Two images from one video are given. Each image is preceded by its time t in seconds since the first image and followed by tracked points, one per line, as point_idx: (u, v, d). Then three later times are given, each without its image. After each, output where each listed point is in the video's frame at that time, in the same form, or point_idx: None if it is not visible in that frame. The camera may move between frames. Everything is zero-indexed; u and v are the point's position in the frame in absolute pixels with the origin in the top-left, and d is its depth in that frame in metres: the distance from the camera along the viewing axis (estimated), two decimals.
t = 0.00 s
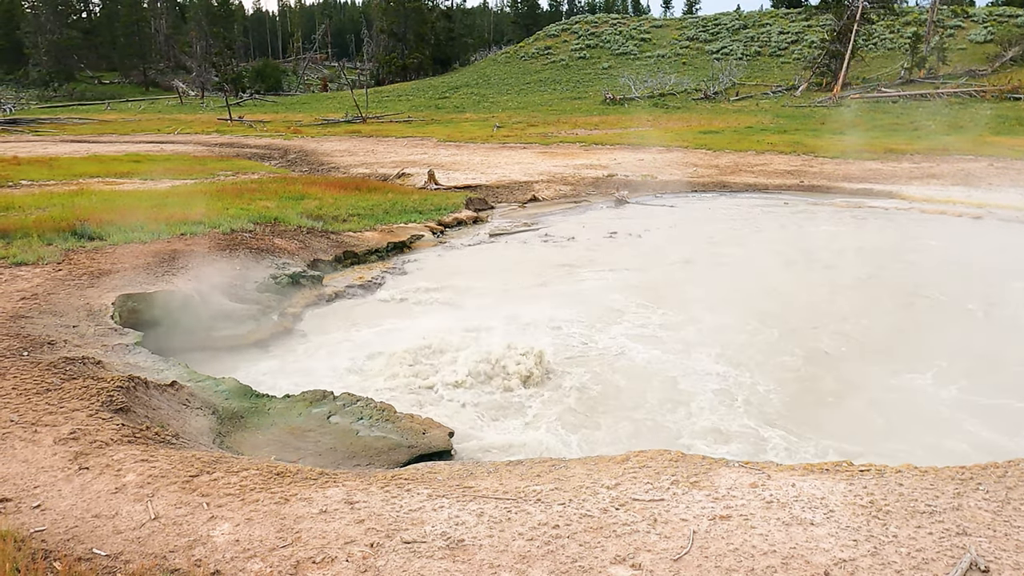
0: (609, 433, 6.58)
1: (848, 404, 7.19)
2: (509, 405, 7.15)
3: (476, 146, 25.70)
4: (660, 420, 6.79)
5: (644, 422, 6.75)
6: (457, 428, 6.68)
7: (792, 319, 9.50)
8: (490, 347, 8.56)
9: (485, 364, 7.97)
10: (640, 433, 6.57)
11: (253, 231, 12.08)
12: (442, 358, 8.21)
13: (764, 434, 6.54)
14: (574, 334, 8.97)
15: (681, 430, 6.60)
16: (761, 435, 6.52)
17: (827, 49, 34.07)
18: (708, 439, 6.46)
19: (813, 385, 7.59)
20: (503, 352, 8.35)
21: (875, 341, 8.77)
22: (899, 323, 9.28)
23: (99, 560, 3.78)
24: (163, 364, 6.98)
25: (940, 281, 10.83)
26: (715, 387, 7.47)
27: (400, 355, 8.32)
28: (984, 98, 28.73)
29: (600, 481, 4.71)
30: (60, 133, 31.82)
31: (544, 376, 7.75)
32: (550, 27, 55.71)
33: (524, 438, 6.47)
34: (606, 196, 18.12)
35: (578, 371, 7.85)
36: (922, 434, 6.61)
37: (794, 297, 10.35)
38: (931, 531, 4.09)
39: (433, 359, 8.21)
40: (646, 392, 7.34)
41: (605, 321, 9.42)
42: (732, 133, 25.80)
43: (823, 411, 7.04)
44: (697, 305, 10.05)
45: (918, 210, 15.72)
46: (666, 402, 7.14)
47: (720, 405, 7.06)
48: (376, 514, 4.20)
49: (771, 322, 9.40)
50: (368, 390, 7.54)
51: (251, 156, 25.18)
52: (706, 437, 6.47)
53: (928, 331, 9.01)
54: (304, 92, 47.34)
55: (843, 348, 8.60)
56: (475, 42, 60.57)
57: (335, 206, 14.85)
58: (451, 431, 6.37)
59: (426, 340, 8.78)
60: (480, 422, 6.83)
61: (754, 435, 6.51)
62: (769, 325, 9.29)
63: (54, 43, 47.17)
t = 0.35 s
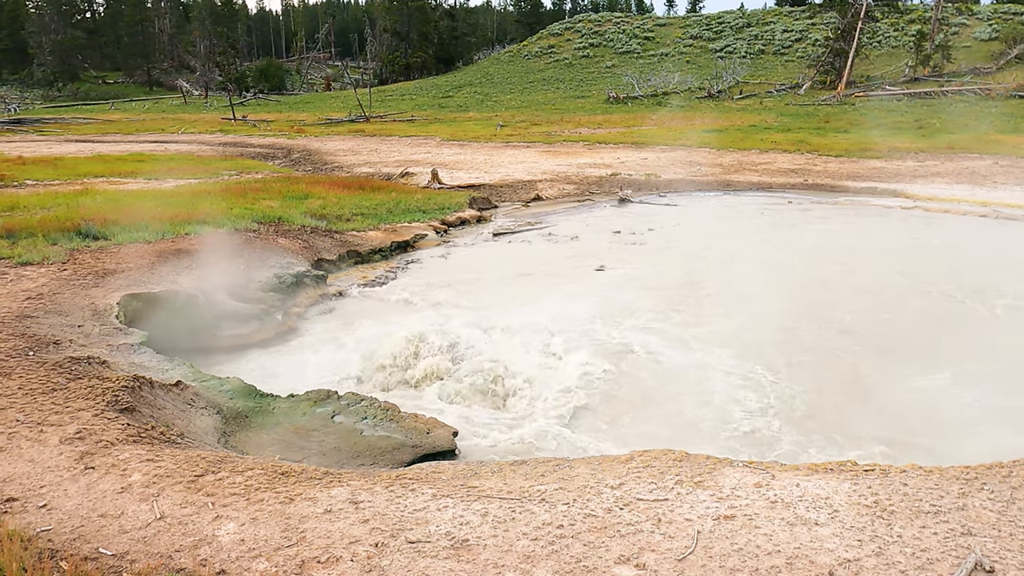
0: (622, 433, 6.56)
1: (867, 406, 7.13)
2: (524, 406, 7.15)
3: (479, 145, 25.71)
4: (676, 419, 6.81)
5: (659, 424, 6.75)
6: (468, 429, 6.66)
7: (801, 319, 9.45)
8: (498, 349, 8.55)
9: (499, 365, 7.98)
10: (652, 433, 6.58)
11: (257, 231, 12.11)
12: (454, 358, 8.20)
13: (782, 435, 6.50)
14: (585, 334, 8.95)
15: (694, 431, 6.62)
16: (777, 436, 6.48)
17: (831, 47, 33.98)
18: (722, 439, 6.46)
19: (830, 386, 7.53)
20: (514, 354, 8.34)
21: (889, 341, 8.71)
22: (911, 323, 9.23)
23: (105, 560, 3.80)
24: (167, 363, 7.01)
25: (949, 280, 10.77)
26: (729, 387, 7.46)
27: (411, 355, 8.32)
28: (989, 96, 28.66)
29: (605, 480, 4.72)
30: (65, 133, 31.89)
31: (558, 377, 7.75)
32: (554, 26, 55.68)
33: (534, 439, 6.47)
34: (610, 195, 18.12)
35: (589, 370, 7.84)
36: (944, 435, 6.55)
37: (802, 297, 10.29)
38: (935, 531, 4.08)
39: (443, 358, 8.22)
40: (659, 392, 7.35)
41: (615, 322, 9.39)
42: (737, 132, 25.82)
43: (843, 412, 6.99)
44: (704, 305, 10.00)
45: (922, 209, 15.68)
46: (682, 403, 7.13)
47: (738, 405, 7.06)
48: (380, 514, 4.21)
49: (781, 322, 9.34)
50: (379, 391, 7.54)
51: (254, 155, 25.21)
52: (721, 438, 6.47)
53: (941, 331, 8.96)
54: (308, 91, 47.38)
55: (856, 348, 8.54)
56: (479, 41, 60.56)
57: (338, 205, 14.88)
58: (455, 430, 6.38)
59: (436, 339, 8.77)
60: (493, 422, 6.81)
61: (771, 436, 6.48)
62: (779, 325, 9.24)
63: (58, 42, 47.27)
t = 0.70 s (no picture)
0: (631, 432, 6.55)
1: (886, 406, 7.08)
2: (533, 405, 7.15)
3: (483, 144, 25.70)
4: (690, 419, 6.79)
5: (673, 423, 6.73)
6: (479, 428, 6.66)
7: (812, 319, 9.41)
8: (507, 348, 8.54)
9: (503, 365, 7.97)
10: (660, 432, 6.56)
11: (261, 229, 12.14)
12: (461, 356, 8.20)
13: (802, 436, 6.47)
14: (593, 333, 8.94)
15: (708, 432, 6.59)
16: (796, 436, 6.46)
17: (836, 46, 33.92)
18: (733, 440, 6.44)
19: (849, 386, 7.49)
20: (522, 353, 8.34)
21: (902, 340, 8.68)
22: (922, 322, 9.19)
23: (111, 558, 3.81)
24: (173, 362, 7.03)
25: (957, 279, 10.73)
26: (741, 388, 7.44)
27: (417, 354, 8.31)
28: (995, 95, 28.57)
29: (609, 480, 4.71)
30: (70, 132, 31.98)
31: (564, 376, 7.74)
32: (558, 25, 55.66)
33: (546, 438, 6.45)
34: (614, 194, 18.11)
35: (598, 370, 7.83)
36: (968, 434, 6.53)
37: (810, 297, 10.25)
38: (942, 531, 4.07)
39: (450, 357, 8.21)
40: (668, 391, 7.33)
41: (622, 321, 9.37)
42: (743, 131, 25.76)
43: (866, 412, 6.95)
44: (713, 304, 9.96)
45: (927, 208, 15.62)
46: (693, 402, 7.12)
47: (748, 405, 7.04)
48: (385, 513, 4.21)
49: (792, 322, 9.30)
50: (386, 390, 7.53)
51: (259, 155, 25.24)
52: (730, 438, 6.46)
53: (953, 330, 8.93)
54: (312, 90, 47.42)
55: (870, 347, 8.51)
56: (483, 40, 60.57)
57: (343, 204, 14.90)
58: (459, 429, 6.38)
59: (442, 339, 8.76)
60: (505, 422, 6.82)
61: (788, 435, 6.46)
62: (790, 325, 9.20)
63: (64, 42, 47.40)
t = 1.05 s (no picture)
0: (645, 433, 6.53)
1: (907, 407, 7.05)
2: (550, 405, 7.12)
3: (488, 144, 25.70)
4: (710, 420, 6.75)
5: (688, 425, 6.70)
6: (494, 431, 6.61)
7: (823, 319, 9.37)
8: (517, 348, 8.52)
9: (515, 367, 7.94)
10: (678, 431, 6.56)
11: (266, 229, 12.15)
12: (473, 360, 8.19)
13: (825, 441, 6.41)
14: (602, 334, 8.91)
15: (729, 433, 6.56)
16: (819, 441, 6.40)
17: (841, 45, 33.81)
18: (749, 441, 6.42)
19: (869, 388, 7.45)
20: (532, 353, 8.32)
21: (917, 341, 8.65)
22: (934, 322, 9.17)
23: (117, 557, 3.82)
24: (178, 361, 7.05)
25: (966, 280, 10.71)
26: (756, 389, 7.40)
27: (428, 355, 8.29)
28: (1001, 94, 28.53)
29: (613, 480, 4.71)
30: (76, 132, 32.07)
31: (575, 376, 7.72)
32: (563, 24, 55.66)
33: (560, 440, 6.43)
34: (618, 194, 18.10)
35: (611, 371, 7.80)
36: (997, 435, 6.50)
37: (821, 297, 10.20)
38: (947, 532, 4.06)
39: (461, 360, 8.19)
40: (682, 391, 7.32)
41: (629, 322, 9.32)
42: (747, 130, 25.75)
43: (890, 414, 6.91)
44: (720, 305, 9.95)
45: (932, 208, 15.58)
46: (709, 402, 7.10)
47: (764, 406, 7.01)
48: (389, 513, 4.21)
49: (802, 323, 9.26)
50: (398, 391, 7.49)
51: (263, 155, 25.28)
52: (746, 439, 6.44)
53: (966, 330, 8.90)
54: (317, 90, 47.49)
55: (885, 348, 8.47)
56: (487, 40, 60.59)
57: (347, 204, 14.91)
58: (463, 429, 6.37)
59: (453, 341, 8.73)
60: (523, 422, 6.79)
61: (809, 441, 6.41)
62: (802, 326, 9.16)
63: (69, 43, 47.55)
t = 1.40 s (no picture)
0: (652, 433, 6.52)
1: (931, 408, 7.01)
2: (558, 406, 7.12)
3: (492, 144, 25.70)
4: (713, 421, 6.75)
5: (702, 426, 6.68)
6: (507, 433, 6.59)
7: (834, 320, 9.33)
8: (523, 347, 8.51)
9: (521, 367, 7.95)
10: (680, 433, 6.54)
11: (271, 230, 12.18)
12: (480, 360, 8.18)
13: (852, 444, 6.36)
14: (608, 334, 8.91)
15: (737, 436, 6.54)
16: (841, 443, 6.36)
17: (846, 45, 33.72)
18: (754, 443, 6.41)
19: (892, 389, 7.40)
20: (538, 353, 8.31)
21: (931, 341, 8.62)
22: (944, 322, 9.14)
23: (123, 557, 3.83)
24: (183, 361, 7.06)
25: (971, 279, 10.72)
26: (767, 390, 7.38)
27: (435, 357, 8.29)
28: (1006, 93, 28.49)
29: (618, 480, 4.71)
30: (82, 133, 32.18)
31: (580, 377, 7.71)
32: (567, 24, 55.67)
33: (574, 441, 6.41)
34: (622, 194, 18.10)
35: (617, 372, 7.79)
36: None
37: (830, 297, 10.16)
38: (953, 533, 4.04)
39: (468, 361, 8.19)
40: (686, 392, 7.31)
41: (636, 323, 9.31)
42: (752, 130, 25.73)
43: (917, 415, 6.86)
44: (724, 305, 9.94)
45: (938, 207, 15.55)
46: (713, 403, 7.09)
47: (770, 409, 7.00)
48: (394, 513, 4.22)
49: (812, 323, 9.22)
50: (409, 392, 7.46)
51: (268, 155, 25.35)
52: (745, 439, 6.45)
53: (978, 330, 8.88)
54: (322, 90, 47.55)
55: (897, 348, 8.45)
56: (492, 40, 60.61)
57: (352, 204, 14.95)
58: (467, 429, 6.39)
59: (462, 343, 8.72)
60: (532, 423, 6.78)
61: (836, 444, 6.35)
62: (813, 327, 9.12)
63: (75, 44, 47.71)
